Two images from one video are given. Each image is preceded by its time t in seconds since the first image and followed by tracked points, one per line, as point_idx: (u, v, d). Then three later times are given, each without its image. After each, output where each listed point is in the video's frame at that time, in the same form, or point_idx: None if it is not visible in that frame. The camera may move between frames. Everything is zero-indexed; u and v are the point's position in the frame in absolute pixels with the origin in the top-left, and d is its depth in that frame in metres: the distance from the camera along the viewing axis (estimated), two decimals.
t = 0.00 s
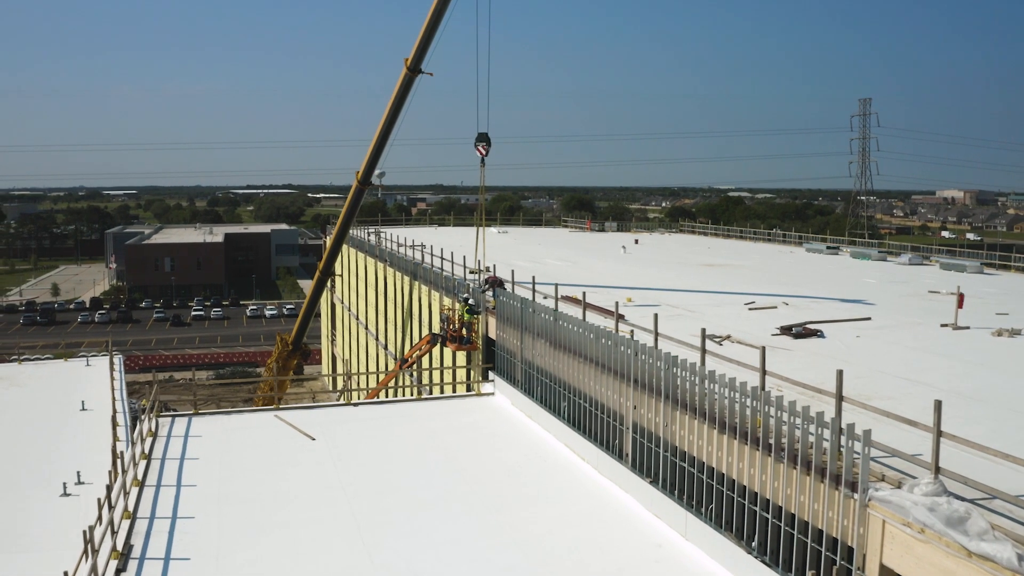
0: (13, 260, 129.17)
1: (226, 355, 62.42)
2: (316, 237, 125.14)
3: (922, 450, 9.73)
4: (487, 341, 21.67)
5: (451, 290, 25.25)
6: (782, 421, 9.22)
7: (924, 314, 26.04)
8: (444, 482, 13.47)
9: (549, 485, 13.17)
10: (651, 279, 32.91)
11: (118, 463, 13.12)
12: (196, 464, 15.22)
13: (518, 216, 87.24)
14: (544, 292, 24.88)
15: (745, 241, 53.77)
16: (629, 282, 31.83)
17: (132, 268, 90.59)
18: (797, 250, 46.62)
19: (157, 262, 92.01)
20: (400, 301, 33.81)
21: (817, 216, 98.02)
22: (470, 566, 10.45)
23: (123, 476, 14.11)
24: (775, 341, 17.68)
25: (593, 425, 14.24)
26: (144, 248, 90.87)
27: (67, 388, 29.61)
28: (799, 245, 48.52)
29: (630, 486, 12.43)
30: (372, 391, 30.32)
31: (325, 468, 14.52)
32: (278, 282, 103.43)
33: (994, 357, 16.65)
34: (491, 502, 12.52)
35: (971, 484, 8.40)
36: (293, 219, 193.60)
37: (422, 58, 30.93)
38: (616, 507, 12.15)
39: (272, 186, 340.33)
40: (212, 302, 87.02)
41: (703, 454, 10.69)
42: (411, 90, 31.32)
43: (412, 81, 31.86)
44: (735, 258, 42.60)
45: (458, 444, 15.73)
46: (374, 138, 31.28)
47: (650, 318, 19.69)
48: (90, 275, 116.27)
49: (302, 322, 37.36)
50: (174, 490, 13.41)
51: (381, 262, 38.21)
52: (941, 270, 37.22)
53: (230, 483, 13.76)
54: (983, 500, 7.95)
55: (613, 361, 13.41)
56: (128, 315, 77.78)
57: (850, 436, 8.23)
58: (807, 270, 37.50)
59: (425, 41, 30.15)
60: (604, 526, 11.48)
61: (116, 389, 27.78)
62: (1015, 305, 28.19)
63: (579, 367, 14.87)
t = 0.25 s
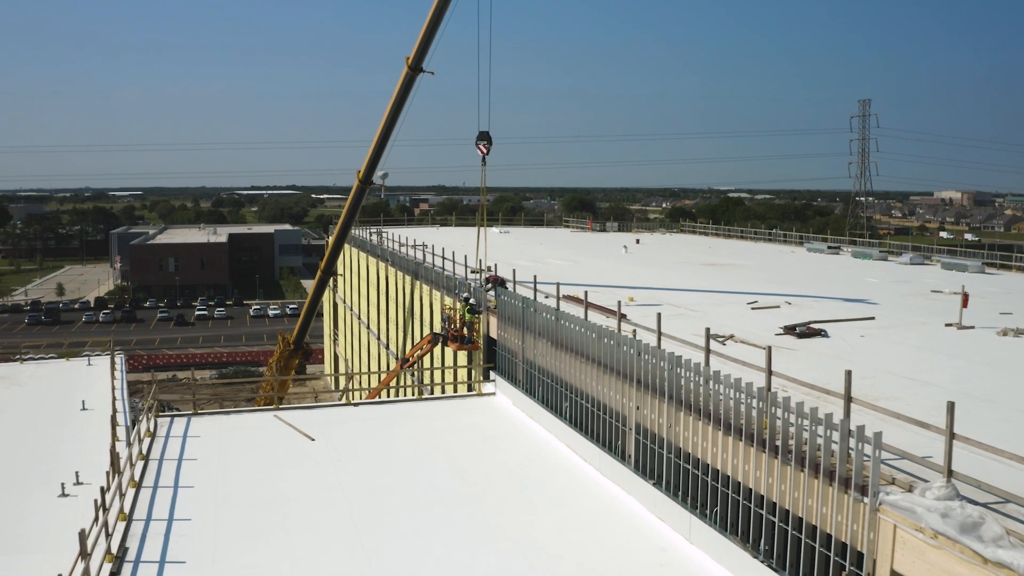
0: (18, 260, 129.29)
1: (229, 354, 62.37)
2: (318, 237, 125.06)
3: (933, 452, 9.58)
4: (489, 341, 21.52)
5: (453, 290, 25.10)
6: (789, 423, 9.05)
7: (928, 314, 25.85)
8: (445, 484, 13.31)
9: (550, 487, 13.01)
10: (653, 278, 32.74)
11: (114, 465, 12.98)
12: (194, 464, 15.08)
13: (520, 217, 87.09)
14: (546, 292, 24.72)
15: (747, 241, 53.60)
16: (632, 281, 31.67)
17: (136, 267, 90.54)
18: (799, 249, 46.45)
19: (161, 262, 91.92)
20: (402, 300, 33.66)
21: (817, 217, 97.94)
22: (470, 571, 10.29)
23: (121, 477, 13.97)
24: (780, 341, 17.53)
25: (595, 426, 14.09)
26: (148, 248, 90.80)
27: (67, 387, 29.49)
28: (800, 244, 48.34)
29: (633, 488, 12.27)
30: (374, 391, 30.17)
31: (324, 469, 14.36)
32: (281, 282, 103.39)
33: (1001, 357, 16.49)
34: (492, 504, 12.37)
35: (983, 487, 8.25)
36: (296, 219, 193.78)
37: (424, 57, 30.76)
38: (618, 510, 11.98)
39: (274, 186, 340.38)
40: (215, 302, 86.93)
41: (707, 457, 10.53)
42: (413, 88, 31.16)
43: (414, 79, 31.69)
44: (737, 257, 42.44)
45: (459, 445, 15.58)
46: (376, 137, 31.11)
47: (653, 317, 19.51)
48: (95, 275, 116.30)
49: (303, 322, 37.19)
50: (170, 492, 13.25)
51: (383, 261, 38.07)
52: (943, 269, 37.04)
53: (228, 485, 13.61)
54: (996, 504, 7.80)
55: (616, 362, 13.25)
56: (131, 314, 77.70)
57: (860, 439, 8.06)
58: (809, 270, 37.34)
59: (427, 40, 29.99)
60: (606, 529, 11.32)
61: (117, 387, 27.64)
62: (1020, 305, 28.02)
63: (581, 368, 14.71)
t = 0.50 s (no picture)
0: (24, 260, 129.38)
1: (231, 353, 62.30)
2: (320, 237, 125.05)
3: (942, 454, 9.44)
4: (490, 341, 21.37)
5: (453, 289, 24.95)
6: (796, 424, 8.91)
7: (930, 314, 25.69)
8: (445, 485, 13.16)
9: (552, 488, 12.87)
10: (655, 278, 32.59)
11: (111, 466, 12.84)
12: (192, 465, 14.94)
13: (521, 217, 86.99)
14: (547, 291, 24.57)
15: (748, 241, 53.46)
16: (634, 281, 31.53)
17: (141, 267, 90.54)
18: (801, 250, 46.30)
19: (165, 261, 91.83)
20: (403, 300, 33.54)
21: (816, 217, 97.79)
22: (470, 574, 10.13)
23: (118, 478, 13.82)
24: (783, 341, 17.39)
25: (597, 427, 13.94)
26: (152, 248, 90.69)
27: (69, 387, 29.35)
28: (801, 245, 48.17)
29: (636, 490, 12.12)
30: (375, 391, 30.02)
31: (323, 470, 14.24)
32: (285, 282, 103.38)
33: (1006, 357, 16.34)
34: (492, 506, 12.22)
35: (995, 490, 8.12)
36: (300, 220, 193.99)
37: (425, 55, 30.63)
38: (620, 512, 11.84)
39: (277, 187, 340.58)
40: (219, 302, 86.85)
41: (711, 458, 10.39)
42: (414, 87, 31.01)
43: (416, 78, 31.55)
44: (738, 257, 42.29)
45: (460, 445, 15.44)
46: (377, 136, 30.98)
47: (655, 317, 19.37)
48: (99, 275, 116.32)
49: (304, 321, 37.01)
50: (167, 493, 13.11)
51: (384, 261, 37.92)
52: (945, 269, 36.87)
53: (226, 486, 13.47)
54: (1009, 507, 7.66)
55: (618, 362, 13.10)
56: (135, 314, 77.64)
57: (871, 442, 7.91)
58: (811, 269, 37.18)
59: (428, 39, 29.85)
60: (608, 531, 11.17)
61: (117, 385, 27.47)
62: None
63: (583, 368, 14.56)
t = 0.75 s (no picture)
0: (29, 260, 129.34)
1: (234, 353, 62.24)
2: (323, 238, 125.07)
3: (952, 456, 9.30)
4: (491, 340, 21.23)
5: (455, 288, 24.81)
6: (803, 427, 8.76)
7: (933, 313, 25.54)
8: (445, 487, 13.02)
9: (553, 490, 12.73)
10: (657, 277, 32.45)
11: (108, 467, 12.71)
12: (190, 466, 14.81)
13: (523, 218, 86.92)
14: (548, 291, 24.43)
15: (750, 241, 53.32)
16: (636, 281, 31.39)
17: (145, 267, 90.56)
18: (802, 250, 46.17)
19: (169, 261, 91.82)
20: (405, 300, 33.42)
21: (815, 218, 97.67)
22: None
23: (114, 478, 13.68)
24: (786, 340, 17.24)
25: (599, 427, 13.80)
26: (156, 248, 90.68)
27: (69, 386, 29.19)
28: (801, 245, 48.02)
29: (638, 492, 11.98)
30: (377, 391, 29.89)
31: (322, 471, 14.09)
32: (288, 282, 103.42)
33: (1012, 358, 16.18)
34: (492, 508, 12.08)
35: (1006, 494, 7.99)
36: (303, 221, 194.29)
37: (426, 54, 30.48)
38: (623, 515, 11.69)
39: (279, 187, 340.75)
40: (222, 301, 86.82)
41: (715, 460, 10.25)
42: (415, 86, 30.88)
43: (416, 77, 31.40)
44: (739, 257, 42.16)
45: (461, 446, 15.30)
46: (378, 135, 30.83)
47: (658, 316, 19.22)
48: (104, 275, 116.41)
49: (306, 321, 36.83)
50: (164, 495, 12.96)
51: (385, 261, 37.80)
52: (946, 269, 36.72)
53: (224, 488, 13.35)
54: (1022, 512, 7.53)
55: (620, 362, 12.96)
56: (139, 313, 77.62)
57: (881, 446, 7.76)
58: (813, 269, 37.03)
59: (429, 38, 29.71)
60: (611, 534, 11.03)
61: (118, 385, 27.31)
62: None
63: (585, 368, 14.43)
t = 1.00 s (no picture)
0: (35, 259, 129.39)
1: (237, 352, 62.14)
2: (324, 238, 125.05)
3: (965, 459, 9.14)
4: (492, 340, 21.07)
5: (455, 288, 24.67)
6: (811, 428, 8.61)
7: (936, 313, 25.40)
8: (445, 489, 12.87)
9: (556, 493, 12.58)
10: (659, 277, 32.32)
11: (104, 468, 12.58)
12: (188, 467, 14.67)
13: (524, 218, 86.78)
14: (549, 291, 24.27)
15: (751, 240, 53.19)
16: (637, 280, 31.24)
17: (149, 267, 90.33)
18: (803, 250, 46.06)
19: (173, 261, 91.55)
20: (406, 299, 33.27)
21: (814, 219, 97.49)
22: None
23: (110, 480, 13.52)
24: (789, 341, 17.08)
25: (601, 429, 13.65)
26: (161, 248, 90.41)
27: (71, 386, 29.02)
28: (801, 245, 47.86)
29: (642, 495, 11.83)
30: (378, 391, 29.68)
31: (321, 473, 13.95)
32: (291, 282, 103.43)
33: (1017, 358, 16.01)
34: (494, 512, 11.91)
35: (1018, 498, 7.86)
36: (307, 222, 194.52)
37: (427, 53, 30.30)
38: (626, 518, 11.54)
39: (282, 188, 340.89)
40: (226, 301, 86.74)
41: (720, 462, 10.10)
42: (415, 85, 30.71)
43: (417, 76, 31.24)
44: (740, 257, 42.03)
45: (461, 448, 15.15)
46: (379, 135, 30.69)
47: (660, 317, 19.07)
48: (109, 275, 116.36)
49: (307, 320, 36.59)
50: (160, 497, 12.83)
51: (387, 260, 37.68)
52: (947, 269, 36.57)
53: (221, 489, 13.20)
54: None
55: (622, 362, 12.80)
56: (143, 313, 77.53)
57: (893, 450, 7.63)
58: (813, 269, 36.89)
59: (429, 37, 29.53)
60: (614, 538, 10.86)
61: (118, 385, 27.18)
62: None
63: (586, 368, 14.28)
